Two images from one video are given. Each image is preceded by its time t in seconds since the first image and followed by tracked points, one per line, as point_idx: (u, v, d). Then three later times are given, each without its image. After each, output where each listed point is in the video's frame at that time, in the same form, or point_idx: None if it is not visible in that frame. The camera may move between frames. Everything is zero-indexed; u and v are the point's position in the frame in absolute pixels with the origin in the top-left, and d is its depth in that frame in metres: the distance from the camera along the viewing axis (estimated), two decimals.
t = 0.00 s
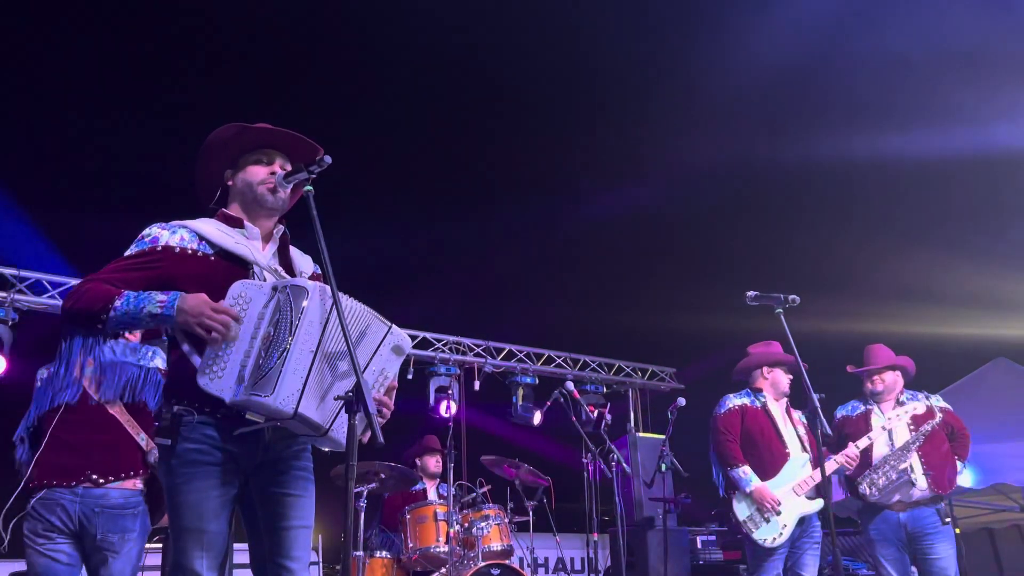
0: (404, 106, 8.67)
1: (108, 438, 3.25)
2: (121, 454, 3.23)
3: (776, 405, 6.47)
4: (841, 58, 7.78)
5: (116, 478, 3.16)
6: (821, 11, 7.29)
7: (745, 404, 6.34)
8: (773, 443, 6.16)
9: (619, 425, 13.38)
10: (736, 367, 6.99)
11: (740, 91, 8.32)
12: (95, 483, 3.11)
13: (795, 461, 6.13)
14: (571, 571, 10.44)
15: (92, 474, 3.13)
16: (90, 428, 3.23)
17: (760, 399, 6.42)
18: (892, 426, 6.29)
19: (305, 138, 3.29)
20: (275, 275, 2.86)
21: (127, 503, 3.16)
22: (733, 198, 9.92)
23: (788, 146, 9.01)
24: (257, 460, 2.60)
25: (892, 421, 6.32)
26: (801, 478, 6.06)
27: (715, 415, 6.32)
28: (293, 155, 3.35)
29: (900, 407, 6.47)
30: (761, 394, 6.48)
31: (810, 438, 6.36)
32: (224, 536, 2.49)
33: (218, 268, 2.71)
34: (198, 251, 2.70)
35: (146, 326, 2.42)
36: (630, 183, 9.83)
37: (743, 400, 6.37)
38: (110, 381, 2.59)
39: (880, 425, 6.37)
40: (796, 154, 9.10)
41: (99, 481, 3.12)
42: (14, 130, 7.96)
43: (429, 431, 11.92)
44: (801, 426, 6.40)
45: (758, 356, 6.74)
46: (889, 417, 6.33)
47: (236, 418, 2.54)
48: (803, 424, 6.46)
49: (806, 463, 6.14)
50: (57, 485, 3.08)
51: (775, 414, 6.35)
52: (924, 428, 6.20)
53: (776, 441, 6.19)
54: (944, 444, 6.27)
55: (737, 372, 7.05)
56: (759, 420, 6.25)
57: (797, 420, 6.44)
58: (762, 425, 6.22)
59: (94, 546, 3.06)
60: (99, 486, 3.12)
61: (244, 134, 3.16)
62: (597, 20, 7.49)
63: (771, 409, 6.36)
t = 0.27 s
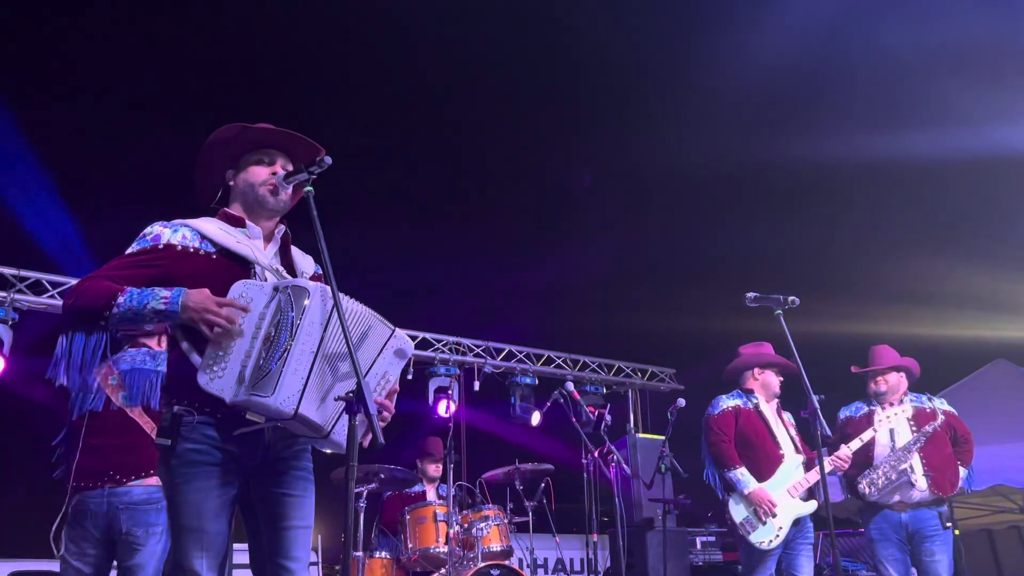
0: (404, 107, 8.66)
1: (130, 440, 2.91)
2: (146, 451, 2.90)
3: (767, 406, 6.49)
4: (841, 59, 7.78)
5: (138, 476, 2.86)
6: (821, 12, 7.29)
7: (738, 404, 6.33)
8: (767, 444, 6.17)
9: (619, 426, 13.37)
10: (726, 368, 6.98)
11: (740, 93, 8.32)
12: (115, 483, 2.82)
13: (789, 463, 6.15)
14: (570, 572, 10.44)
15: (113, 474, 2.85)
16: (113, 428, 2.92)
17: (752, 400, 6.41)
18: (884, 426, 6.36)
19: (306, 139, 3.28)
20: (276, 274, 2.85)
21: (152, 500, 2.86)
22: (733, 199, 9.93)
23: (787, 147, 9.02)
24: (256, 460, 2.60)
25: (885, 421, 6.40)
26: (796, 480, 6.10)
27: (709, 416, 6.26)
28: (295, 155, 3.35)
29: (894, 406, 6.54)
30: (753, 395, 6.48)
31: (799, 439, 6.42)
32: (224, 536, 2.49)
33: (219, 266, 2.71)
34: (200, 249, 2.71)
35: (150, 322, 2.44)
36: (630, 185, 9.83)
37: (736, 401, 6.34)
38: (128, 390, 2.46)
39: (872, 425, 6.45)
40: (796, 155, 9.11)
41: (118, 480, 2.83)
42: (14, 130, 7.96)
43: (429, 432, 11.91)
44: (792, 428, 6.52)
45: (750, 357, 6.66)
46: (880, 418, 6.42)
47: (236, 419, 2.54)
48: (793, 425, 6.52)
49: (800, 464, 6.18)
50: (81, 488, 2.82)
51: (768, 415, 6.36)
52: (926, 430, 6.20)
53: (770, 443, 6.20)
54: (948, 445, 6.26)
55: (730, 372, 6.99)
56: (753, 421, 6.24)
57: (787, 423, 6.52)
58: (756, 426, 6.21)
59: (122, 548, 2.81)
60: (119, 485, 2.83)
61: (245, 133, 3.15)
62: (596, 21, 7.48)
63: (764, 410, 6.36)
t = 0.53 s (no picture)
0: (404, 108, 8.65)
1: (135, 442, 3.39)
2: (146, 452, 3.36)
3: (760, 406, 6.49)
4: (842, 61, 7.77)
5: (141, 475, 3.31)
6: (823, 14, 7.28)
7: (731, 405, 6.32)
8: (761, 445, 6.16)
9: (619, 426, 13.37)
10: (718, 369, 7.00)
11: (741, 94, 8.31)
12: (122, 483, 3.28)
13: (782, 464, 6.17)
14: (570, 572, 10.45)
15: (121, 475, 3.30)
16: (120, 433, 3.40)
17: (744, 400, 6.38)
18: (875, 425, 6.37)
19: (309, 139, 3.28)
20: (277, 272, 2.85)
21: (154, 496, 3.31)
22: (733, 200, 9.92)
23: (788, 148, 9.02)
24: (257, 460, 2.60)
25: (875, 420, 6.40)
26: (788, 482, 6.12)
27: (702, 417, 6.21)
28: (297, 155, 3.34)
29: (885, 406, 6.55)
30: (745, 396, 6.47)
31: (791, 439, 6.44)
32: (224, 536, 2.49)
33: (220, 263, 2.71)
34: (202, 246, 2.70)
35: (149, 326, 2.43)
36: (630, 185, 9.83)
37: (729, 402, 6.30)
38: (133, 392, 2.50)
39: (862, 424, 6.44)
40: (797, 156, 9.10)
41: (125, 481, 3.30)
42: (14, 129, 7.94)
43: (429, 432, 11.90)
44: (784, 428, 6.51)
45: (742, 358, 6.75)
46: (868, 417, 6.42)
47: (236, 419, 2.53)
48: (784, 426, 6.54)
49: (792, 465, 6.20)
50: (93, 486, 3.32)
51: (761, 416, 6.36)
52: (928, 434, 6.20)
53: (763, 444, 6.19)
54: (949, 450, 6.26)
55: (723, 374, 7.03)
56: (746, 422, 6.24)
57: (779, 424, 6.52)
58: (749, 428, 6.20)
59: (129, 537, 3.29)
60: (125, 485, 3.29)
61: (248, 133, 3.15)
62: (597, 24, 7.47)
63: (756, 411, 6.35)
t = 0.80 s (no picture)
0: (404, 109, 8.64)
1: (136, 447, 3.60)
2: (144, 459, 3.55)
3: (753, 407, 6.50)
4: (842, 63, 7.76)
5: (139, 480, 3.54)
6: (822, 17, 7.27)
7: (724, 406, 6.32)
8: (755, 445, 6.16)
9: (619, 426, 13.37)
10: (711, 371, 7.00)
11: (741, 96, 8.30)
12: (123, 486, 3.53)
13: (777, 463, 6.17)
14: (571, 572, 10.44)
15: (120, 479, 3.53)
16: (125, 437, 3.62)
17: (739, 400, 6.42)
18: (866, 425, 6.44)
19: (310, 138, 3.28)
20: (278, 271, 2.85)
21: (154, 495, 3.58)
22: (733, 200, 9.92)
23: (788, 149, 9.01)
24: (257, 459, 2.60)
25: (865, 420, 6.48)
26: (783, 481, 6.11)
27: (697, 417, 6.25)
28: (299, 155, 3.35)
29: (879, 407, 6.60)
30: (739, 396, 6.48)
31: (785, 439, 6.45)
32: (224, 536, 2.49)
33: (220, 262, 2.71)
34: (202, 245, 2.70)
35: (147, 329, 2.45)
36: (630, 186, 9.83)
37: (723, 402, 6.34)
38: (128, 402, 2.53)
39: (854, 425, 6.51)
40: (797, 157, 9.10)
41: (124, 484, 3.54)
42: (14, 129, 7.95)
43: (429, 432, 11.90)
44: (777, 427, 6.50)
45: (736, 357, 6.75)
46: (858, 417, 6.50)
47: (236, 418, 2.53)
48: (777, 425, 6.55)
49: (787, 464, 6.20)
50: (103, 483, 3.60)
51: (755, 416, 6.36)
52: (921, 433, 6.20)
53: (757, 445, 6.18)
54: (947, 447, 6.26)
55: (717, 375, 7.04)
56: (740, 422, 6.24)
57: (773, 423, 6.53)
58: (742, 428, 6.20)
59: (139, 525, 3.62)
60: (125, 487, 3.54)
61: (249, 132, 3.15)
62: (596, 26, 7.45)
63: (750, 411, 6.37)
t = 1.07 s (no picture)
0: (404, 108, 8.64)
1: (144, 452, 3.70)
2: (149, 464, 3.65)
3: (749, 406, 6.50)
4: (843, 63, 7.76)
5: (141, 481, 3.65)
6: (823, 17, 7.27)
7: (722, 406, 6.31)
8: (752, 446, 6.16)
9: (620, 426, 13.37)
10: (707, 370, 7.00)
11: (741, 95, 8.29)
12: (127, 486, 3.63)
13: (773, 463, 6.17)
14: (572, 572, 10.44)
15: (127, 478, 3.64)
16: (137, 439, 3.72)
17: (736, 401, 6.42)
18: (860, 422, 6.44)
19: (311, 138, 3.28)
20: (278, 271, 2.85)
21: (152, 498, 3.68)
22: (734, 200, 9.92)
23: (789, 149, 9.01)
24: (259, 459, 2.60)
25: (859, 417, 6.48)
26: (779, 482, 6.12)
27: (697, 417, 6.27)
28: (300, 155, 3.34)
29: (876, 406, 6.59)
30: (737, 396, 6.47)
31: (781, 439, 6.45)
32: (225, 536, 2.49)
33: (220, 263, 2.71)
34: (202, 246, 2.70)
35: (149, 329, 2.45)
36: (631, 186, 9.82)
37: (721, 403, 6.34)
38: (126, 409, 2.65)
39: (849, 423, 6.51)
40: (797, 157, 9.09)
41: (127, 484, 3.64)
42: (14, 129, 7.94)
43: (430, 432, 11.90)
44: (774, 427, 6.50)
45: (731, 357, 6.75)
46: (852, 415, 6.49)
47: (238, 418, 2.53)
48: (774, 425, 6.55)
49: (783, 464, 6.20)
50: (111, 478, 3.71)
51: (753, 416, 6.35)
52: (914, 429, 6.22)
53: (754, 445, 6.16)
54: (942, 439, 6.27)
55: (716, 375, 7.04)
56: (737, 422, 6.23)
57: (769, 422, 6.52)
58: (740, 429, 6.19)
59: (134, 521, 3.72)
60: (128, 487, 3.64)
61: (250, 132, 3.14)
62: (597, 26, 7.45)
63: (749, 412, 6.36)
